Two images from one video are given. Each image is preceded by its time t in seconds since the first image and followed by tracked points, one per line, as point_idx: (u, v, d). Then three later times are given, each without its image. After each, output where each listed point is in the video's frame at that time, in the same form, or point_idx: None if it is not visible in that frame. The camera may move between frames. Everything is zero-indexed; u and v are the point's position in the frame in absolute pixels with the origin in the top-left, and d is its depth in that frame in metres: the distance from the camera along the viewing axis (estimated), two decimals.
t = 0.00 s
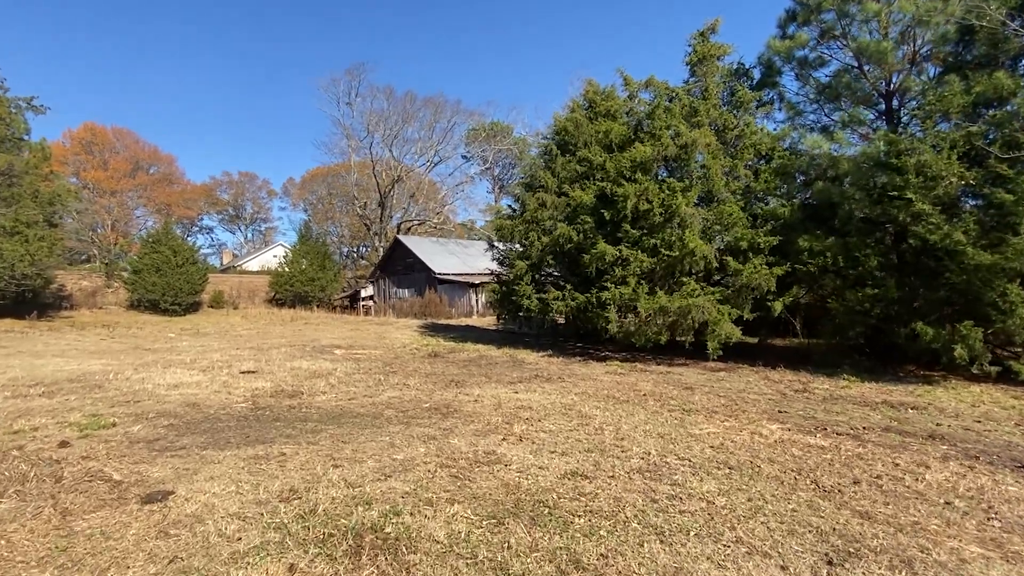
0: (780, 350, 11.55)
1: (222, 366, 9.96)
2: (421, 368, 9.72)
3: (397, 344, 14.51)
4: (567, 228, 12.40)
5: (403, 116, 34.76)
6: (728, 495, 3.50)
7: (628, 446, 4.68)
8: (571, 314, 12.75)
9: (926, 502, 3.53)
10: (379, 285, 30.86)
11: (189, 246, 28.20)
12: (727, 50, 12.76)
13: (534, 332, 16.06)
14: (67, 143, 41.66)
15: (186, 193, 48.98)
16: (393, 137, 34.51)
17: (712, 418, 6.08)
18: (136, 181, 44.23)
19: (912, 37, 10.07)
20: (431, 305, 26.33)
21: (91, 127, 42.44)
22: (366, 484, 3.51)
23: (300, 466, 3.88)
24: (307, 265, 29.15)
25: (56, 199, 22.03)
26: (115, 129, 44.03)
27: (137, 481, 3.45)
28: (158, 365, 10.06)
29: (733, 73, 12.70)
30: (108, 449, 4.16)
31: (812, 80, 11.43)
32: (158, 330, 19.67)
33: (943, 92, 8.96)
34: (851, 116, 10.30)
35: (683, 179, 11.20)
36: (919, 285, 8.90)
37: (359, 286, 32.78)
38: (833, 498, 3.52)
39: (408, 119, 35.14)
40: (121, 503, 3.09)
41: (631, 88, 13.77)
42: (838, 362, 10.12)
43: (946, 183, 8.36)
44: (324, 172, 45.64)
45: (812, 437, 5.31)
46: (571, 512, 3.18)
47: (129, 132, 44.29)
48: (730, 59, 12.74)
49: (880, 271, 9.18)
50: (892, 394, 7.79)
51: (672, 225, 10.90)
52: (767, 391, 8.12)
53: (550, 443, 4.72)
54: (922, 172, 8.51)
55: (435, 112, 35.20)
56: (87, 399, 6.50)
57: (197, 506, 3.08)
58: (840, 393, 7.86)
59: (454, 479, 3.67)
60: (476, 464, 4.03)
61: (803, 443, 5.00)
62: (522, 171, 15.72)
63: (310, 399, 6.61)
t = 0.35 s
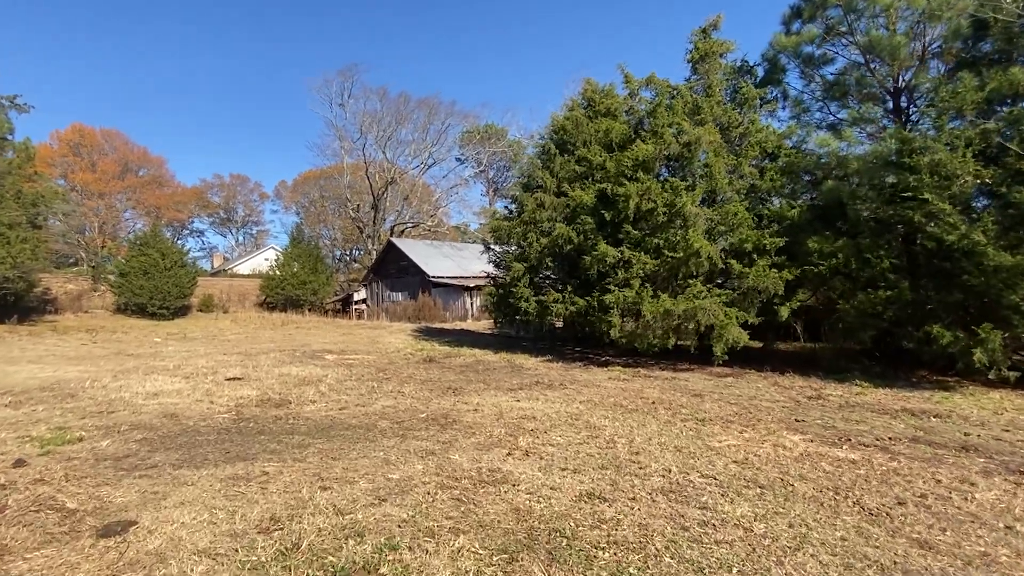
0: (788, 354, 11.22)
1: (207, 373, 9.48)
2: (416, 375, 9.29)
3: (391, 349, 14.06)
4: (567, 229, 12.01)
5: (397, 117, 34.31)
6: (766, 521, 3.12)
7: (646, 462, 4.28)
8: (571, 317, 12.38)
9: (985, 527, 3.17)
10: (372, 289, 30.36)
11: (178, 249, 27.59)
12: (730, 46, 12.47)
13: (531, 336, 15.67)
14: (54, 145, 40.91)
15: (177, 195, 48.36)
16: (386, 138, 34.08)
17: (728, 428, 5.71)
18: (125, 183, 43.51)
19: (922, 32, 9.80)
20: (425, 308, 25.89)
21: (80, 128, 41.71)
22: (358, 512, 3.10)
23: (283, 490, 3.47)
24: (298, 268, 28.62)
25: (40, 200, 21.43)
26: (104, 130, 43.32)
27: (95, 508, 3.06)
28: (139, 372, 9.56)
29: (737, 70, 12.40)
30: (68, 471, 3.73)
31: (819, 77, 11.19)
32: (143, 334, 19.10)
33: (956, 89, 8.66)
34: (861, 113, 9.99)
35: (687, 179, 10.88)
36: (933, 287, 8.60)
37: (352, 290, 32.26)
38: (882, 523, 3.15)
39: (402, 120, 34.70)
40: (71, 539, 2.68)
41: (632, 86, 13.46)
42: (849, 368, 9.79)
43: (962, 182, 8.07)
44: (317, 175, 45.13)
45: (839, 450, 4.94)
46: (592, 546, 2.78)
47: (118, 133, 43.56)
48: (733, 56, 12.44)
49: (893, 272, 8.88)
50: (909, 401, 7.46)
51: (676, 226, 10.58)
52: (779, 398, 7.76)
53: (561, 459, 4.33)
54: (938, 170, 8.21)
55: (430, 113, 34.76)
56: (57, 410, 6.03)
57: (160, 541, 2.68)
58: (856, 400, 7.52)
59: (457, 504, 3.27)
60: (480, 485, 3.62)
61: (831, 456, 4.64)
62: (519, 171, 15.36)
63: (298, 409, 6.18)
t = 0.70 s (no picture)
0: (790, 361, 10.97)
1: (188, 382, 9.04)
2: (409, 384, 8.91)
3: (383, 355, 13.68)
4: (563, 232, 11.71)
5: (389, 119, 33.93)
6: (803, 557, 2.80)
7: (659, 483, 3.95)
8: (568, 323, 12.06)
9: None
10: (363, 293, 29.90)
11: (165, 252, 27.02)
12: (730, 47, 12.24)
13: (526, 342, 15.34)
14: (39, 146, 40.14)
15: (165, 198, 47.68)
16: (378, 141, 33.70)
17: (740, 442, 5.39)
18: (112, 186, 42.78)
19: (928, 31, 9.58)
20: (418, 313, 25.51)
21: (67, 130, 40.98)
22: (345, 550, 2.75)
23: (261, 521, 3.10)
24: (288, 272, 28.14)
25: (22, 202, 20.84)
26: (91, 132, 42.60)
27: (43, 549, 2.69)
28: (118, 381, 9.11)
29: (737, 70, 12.17)
30: (19, 502, 3.33)
31: (822, 77, 11.00)
32: (126, 340, 18.53)
33: (964, 89, 8.43)
34: (865, 114, 9.77)
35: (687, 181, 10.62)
36: (943, 292, 8.36)
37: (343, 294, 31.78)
38: (931, 558, 2.83)
39: (394, 123, 34.31)
40: None
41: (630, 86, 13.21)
42: (855, 375, 9.54)
43: (973, 184, 7.86)
44: (308, 178, 44.65)
45: (862, 467, 4.64)
46: None
47: (105, 135, 42.84)
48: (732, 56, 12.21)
49: (901, 277, 8.64)
50: (923, 411, 7.18)
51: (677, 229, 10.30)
52: (787, 408, 7.46)
53: (567, 481, 3.99)
54: (948, 172, 7.98)
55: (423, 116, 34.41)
56: (22, 425, 5.61)
57: None
58: (868, 410, 7.24)
59: (456, 538, 2.92)
60: (481, 515, 3.27)
61: (856, 475, 4.32)
62: (514, 173, 15.06)
63: (283, 423, 5.78)
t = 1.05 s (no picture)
0: (789, 366, 10.69)
1: (161, 391, 8.54)
2: (395, 392, 8.47)
3: (369, 362, 13.22)
4: (555, 234, 11.31)
5: (378, 121, 33.45)
6: None
7: (668, 504, 3.58)
8: (560, 328, 11.70)
9: None
10: (350, 298, 29.35)
11: (147, 256, 26.33)
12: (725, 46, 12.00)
13: (517, 347, 14.94)
14: (18, 147, 39.17)
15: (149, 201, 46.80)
16: (367, 143, 33.21)
17: (748, 454, 5.03)
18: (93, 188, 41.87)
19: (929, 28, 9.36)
20: (406, 318, 25.06)
21: (48, 132, 40.07)
22: None
23: (215, 559, 2.68)
24: (273, 276, 27.54)
25: None
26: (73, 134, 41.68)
27: None
28: (85, 390, 8.59)
29: (732, 69, 11.92)
30: None
31: (820, 76, 10.77)
32: (103, 346, 17.87)
33: (969, 86, 8.19)
34: (865, 112, 9.52)
35: (683, 181, 10.31)
36: (950, 295, 8.11)
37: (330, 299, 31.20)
38: None
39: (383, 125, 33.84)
40: None
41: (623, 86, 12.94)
42: (857, 382, 9.26)
43: (979, 183, 7.61)
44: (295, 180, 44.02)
45: (882, 482, 4.31)
46: None
47: (88, 137, 41.91)
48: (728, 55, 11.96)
49: (906, 281, 8.38)
50: (932, 418, 6.88)
51: (672, 230, 10.00)
52: (791, 416, 7.13)
53: (566, 503, 3.60)
54: (954, 171, 7.73)
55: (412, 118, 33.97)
56: None
57: None
58: (875, 418, 6.92)
59: None
60: (471, 548, 2.88)
61: (878, 492, 3.97)
62: (505, 174, 14.70)
63: (255, 436, 5.34)
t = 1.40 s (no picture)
0: (791, 372, 10.44)
1: (132, 400, 8.05)
2: (381, 400, 8.06)
3: (355, 367, 12.77)
4: (547, 236, 10.94)
5: (366, 123, 32.98)
6: None
7: (683, 530, 3.21)
8: (553, 332, 11.35)
9: None
10: (337, 302, 28.82)
11: (127, 258, 25.62)
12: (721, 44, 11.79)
13: (508, 352, 14.57)
14: None
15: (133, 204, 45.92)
16: (355, 145, 32.73)
17: (759, 468, 4.70)
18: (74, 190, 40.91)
19: (930, 26, 9.18)
20: (395, 322, 24.60)
21: (28, 133, 39.13)
22: None
23: None
24: (258, 280, 26.95)
25: None
26: (53, 135, 40.72)
27: None
28: (52, 399, 8.08)
29: (729, 68, 11.70)
30: None
31: (818, 75, 10.57)
32: (78, 351, 17.23)
33: (973, 84, 8.00)
34: (867, 112, 9.31)
35: (681, 182, 10.06)
36: (956, 299, 7.87)
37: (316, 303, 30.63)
38: None
39: (371, 127, 33.37)
40: None
41: (618, 85, 12.68)
42: (859, 388, 9.02)
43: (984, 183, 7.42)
44: (281, 183, 43.40)
45: (907, 498, 3.99)
46: None
47: (69, 138, 41.10)
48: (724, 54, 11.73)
49: (909, 284, 8.15)
50: (942, 427, 6.60)
51: (669, 232, 9.71)
52: (796, 425, 6.82)
53: (571, 528, 3.24)
54: (959, 170, 7.53)
55: (401, 120, 33.54)
56: None
57: None
58: (884, 427, 6.63)
59: None
60: None
61: (906, 511, 3.66)
62: (496, 175, 14.37)
63: (228, 451, 4.91)
